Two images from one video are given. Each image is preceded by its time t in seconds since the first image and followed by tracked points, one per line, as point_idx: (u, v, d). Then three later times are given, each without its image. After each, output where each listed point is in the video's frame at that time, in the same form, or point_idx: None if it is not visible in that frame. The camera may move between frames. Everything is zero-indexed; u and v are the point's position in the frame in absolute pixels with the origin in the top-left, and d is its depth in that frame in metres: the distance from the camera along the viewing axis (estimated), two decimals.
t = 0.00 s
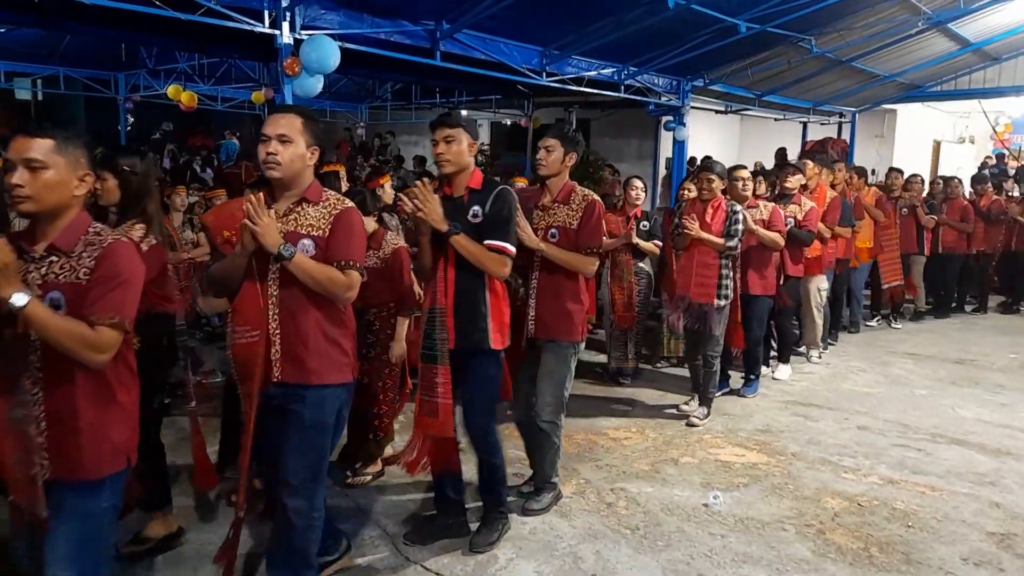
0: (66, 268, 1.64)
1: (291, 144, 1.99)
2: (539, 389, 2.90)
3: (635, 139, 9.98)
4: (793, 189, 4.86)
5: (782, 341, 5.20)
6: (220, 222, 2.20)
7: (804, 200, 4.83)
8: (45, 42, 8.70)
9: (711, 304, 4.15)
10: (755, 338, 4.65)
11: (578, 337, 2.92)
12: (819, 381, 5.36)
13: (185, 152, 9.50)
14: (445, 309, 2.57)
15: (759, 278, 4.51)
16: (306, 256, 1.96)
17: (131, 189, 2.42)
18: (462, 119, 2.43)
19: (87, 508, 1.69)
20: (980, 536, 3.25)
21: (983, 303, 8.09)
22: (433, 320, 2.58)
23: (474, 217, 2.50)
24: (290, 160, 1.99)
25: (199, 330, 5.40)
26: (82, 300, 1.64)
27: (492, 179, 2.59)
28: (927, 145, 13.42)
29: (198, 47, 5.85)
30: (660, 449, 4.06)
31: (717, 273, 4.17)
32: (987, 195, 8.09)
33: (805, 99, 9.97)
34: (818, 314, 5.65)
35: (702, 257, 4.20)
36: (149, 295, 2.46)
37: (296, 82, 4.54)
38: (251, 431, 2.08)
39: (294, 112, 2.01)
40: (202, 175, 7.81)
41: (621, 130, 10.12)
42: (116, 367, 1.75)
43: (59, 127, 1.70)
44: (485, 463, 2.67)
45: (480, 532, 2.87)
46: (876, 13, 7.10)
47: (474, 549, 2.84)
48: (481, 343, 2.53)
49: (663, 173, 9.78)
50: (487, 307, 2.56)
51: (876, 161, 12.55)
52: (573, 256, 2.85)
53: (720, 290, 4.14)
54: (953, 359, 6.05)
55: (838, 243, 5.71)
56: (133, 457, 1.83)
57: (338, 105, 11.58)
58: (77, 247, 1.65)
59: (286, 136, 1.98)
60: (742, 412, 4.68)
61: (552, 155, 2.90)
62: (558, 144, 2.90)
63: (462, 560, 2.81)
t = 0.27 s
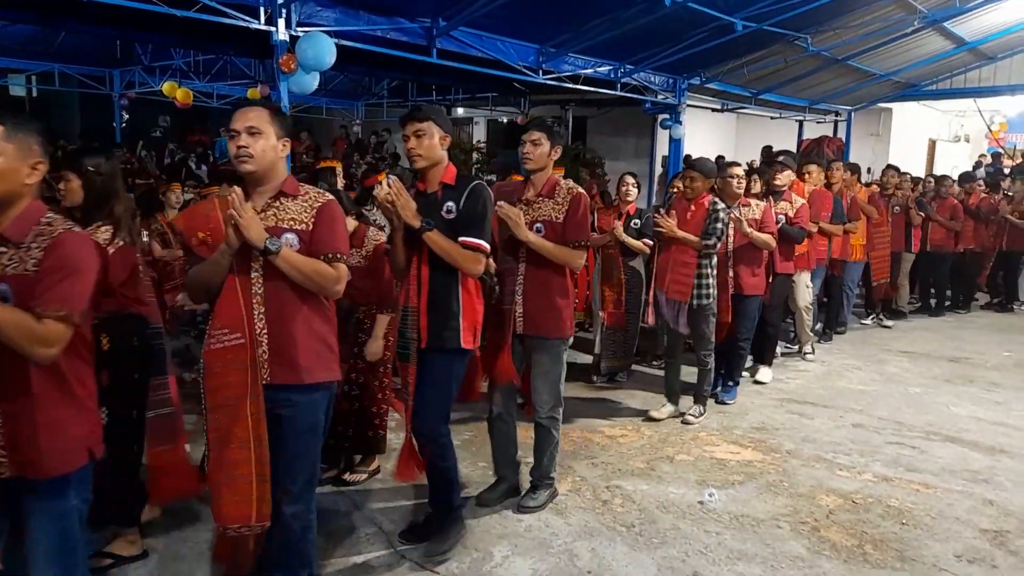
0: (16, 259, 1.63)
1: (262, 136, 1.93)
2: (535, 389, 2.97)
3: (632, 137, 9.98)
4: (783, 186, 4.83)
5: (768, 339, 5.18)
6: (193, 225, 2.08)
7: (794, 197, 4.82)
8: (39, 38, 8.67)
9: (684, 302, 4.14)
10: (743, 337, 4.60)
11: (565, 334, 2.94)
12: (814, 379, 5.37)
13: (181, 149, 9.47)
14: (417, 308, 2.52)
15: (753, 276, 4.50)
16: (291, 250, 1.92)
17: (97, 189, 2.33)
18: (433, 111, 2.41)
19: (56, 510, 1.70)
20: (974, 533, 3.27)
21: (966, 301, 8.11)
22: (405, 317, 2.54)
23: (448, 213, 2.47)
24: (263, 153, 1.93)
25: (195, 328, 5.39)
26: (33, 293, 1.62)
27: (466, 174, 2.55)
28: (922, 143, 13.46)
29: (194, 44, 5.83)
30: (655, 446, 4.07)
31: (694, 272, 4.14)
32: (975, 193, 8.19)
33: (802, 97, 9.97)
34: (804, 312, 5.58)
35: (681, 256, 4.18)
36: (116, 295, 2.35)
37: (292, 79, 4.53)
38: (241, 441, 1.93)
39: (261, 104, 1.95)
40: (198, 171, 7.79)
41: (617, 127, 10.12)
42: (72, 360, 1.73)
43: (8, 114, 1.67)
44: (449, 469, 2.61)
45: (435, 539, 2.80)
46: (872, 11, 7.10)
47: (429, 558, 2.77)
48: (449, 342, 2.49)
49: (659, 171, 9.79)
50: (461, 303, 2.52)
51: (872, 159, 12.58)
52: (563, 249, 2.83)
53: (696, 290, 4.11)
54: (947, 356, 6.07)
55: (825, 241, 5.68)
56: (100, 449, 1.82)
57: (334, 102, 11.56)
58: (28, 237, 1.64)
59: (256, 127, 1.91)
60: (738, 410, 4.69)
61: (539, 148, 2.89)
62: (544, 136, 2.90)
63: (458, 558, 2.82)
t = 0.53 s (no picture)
0: None
1: (226, 141, 1.82)
2: (496, 397, 2.83)
3: (629, 138, 10.00)
4: (775, 189, 4.85)
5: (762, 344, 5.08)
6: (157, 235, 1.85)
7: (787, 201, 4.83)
8: (36, 35, 8.64)
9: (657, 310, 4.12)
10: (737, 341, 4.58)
11: (537, 340, 2.82)
12: (809, 381, 5.38)
13: (177, 147, 9.46)
14: (396, 314, 2.43)
15: (738, 280, 4.49)
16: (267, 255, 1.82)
17: (63, 187, 2.30)
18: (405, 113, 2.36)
19: None
20: (968, 534, 3.28)
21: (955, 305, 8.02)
22: (383, 323, 2.43)
23: (423, 217, 2.39)
24: (229, 158, 1.83)
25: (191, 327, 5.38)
26: None
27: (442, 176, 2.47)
28: (917, 146, 13.50)
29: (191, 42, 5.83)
30: (651, 447, 4.07)
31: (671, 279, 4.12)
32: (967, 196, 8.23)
33: (798, 99, 9.99)
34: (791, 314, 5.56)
35: (659, 262, 4.17)
36: (80, 297, 2.34)
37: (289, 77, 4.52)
38: (238, 455, 1.81)
39: (220, 109, 1.85)
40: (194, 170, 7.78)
41: (614, 128, 10.13)
42: (19, 373, 1.63)
43: None
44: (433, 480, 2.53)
45: (404, 553, 2.69)
46: (869, 13, 7.12)
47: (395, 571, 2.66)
48: (435, 349, 2.43)
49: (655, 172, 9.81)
50: (441, 310, 2.45)
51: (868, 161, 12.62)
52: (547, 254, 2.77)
53: (671, 298, 4.11)
54: (942, 358, 6.09)
55: (817, 244, 5.64)
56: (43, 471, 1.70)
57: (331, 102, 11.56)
58: None
59: (219, 132, 1.81)
60: (733, 411, 4.70)
61: (518, 152, 2.82)
62: (524, 139, 2.82)
63: (454, 558, 2.82)
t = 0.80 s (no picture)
0: None
1: (176, 136, 1.86)
2: (497, 403, 2.82)
3: (629, 138, 10.00)
4: (768, 190, 4.82)
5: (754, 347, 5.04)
6: (101, 231, 1.89)
7: (778, 202, 4.82)
8: (36, 35, 8.64)
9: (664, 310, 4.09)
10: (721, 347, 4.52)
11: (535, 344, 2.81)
12: (809, 381, 5.39)
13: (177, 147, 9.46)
14: (363, 315, 2.43)
15: (720, 286, 4.42)
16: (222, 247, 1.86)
17: (37, 186, 2.29)
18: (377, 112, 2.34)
19: None
20: (967, 535, 3.28)
21: (950, 306, 7.98)
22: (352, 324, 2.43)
23: (394, 218, 2.37)
24: (179, 153, 1.87)
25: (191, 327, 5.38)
26: None
27: (417, 175, 2.45)
28: (918, 146, 13.50)
29: (192, 42, 5.83)
30: (651, 447, 4.08)
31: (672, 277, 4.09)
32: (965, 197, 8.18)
33: (798, 99, 9.99)
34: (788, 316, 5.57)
35: (658, 261, 4.15)
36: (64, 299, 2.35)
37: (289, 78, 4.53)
38: (203, 449, 1.91)
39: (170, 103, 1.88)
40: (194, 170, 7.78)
41: (614, 128, 10.14)
42: None
43: None
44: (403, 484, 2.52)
45: (402, 553, 2.68)
46: (869, 14, 7.12)
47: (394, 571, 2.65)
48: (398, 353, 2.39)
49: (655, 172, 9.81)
50: (406, 314, 2.42)
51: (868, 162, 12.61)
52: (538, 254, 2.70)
53: (675, 291, 4.03)
54: (942, 359, 6.09)
55: (810, 248, 5.47)
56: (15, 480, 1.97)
57: (332, 102, 11.57)
58: None
59: (168, 128, 1.85)
60: (732, 411, 4.70)
61: (513, 150, 2.75)
62: (516, 135, 2.75)
63: (453, 559, 2.83)
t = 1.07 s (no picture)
0: None
1: (142, 128, 1.84)
2: (489, 402, 2.85)
3: (626, 136, 10.01)
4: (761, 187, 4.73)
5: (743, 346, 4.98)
6: (64, 220, 1.86)
7: (770, 199, 4.75)
8: (32, 33, 8.62)
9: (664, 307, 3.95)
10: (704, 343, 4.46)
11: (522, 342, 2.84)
12: (806, 379, 5.39)
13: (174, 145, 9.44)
14: (334, 313, 2.36)
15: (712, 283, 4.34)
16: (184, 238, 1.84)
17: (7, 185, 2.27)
18: (349, 103, 2.28)
19: None
20: (965, 532, 3.28)
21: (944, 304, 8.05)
22: (322, 322, 2.39)
23: (366, 213, 2.31)
24: (143, 146, 1.85)
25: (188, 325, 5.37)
26: None
27: (389, 170, 2.40)
28: (915, 144, 13.52)
29: (188, 39, 5.81)
30: (649, 445, 4.08)
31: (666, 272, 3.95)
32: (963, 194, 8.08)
33: (795, 97, 9.99)
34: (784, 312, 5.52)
35: (649, 257, 3.97)
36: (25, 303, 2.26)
37: (286, 75, 4.53)
38: (147, 449, 1.89)
39: (138, 94, 1.87)
40: (191, 168, 7.77)
41: (612, 126, 10.14)
42: None
43: None
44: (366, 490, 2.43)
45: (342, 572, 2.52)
46: (866, 12, 7.12)
47: None
48: (368, 352, 2.31)
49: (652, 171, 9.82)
50: (380, 312, 2.34)
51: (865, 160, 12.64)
52: (515, 251, 2.68)
53: (671, 289, 3.96)
54: (939, 357, 6.10)
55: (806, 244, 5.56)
56: None
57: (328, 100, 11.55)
58: None
59: (134, 119, 1.83)
60: (730, 409, 4.70)
61: (494, 146, 2.73)
62: (498, 133, 2.73)
63: (451, 556, 2.84)
